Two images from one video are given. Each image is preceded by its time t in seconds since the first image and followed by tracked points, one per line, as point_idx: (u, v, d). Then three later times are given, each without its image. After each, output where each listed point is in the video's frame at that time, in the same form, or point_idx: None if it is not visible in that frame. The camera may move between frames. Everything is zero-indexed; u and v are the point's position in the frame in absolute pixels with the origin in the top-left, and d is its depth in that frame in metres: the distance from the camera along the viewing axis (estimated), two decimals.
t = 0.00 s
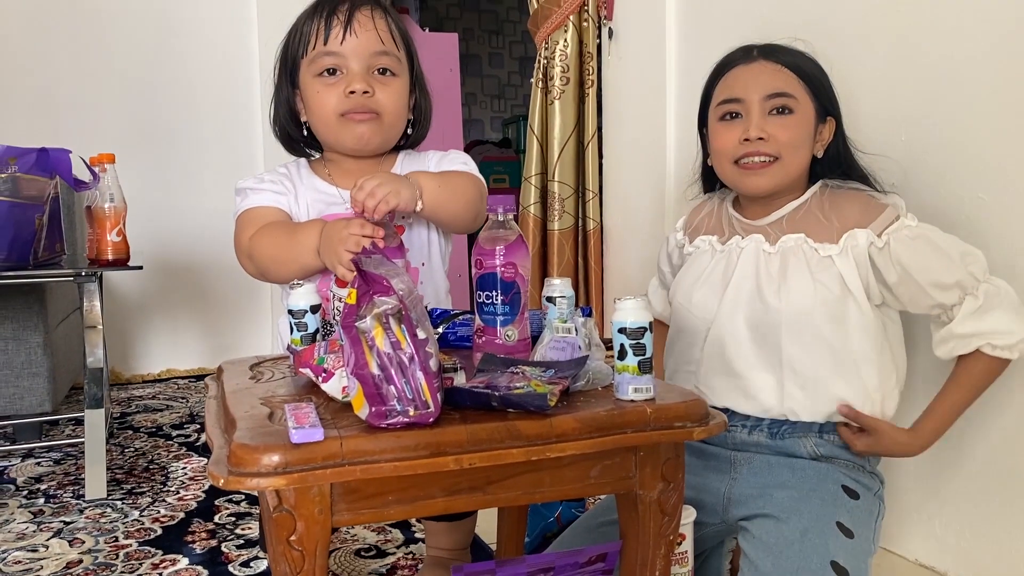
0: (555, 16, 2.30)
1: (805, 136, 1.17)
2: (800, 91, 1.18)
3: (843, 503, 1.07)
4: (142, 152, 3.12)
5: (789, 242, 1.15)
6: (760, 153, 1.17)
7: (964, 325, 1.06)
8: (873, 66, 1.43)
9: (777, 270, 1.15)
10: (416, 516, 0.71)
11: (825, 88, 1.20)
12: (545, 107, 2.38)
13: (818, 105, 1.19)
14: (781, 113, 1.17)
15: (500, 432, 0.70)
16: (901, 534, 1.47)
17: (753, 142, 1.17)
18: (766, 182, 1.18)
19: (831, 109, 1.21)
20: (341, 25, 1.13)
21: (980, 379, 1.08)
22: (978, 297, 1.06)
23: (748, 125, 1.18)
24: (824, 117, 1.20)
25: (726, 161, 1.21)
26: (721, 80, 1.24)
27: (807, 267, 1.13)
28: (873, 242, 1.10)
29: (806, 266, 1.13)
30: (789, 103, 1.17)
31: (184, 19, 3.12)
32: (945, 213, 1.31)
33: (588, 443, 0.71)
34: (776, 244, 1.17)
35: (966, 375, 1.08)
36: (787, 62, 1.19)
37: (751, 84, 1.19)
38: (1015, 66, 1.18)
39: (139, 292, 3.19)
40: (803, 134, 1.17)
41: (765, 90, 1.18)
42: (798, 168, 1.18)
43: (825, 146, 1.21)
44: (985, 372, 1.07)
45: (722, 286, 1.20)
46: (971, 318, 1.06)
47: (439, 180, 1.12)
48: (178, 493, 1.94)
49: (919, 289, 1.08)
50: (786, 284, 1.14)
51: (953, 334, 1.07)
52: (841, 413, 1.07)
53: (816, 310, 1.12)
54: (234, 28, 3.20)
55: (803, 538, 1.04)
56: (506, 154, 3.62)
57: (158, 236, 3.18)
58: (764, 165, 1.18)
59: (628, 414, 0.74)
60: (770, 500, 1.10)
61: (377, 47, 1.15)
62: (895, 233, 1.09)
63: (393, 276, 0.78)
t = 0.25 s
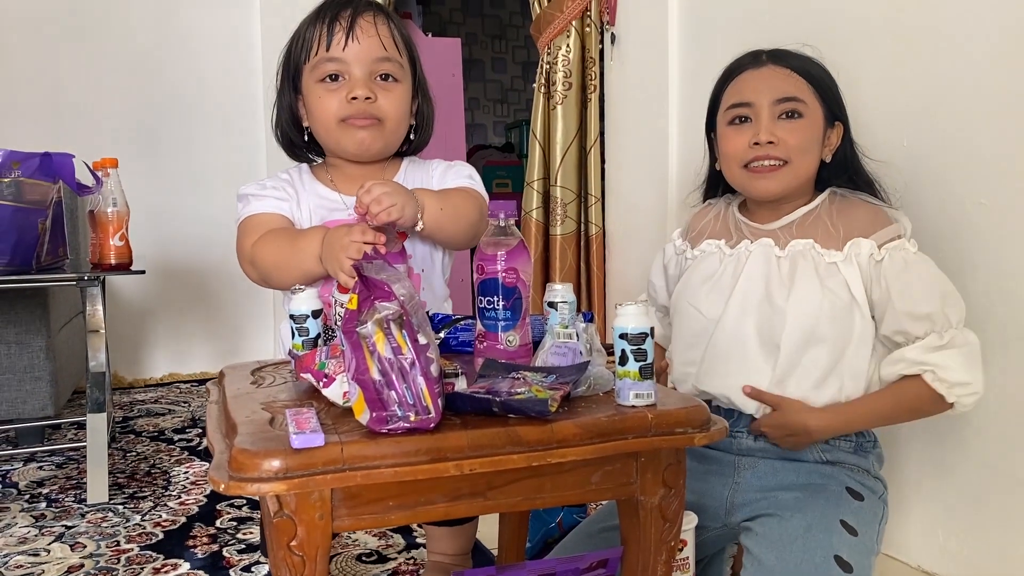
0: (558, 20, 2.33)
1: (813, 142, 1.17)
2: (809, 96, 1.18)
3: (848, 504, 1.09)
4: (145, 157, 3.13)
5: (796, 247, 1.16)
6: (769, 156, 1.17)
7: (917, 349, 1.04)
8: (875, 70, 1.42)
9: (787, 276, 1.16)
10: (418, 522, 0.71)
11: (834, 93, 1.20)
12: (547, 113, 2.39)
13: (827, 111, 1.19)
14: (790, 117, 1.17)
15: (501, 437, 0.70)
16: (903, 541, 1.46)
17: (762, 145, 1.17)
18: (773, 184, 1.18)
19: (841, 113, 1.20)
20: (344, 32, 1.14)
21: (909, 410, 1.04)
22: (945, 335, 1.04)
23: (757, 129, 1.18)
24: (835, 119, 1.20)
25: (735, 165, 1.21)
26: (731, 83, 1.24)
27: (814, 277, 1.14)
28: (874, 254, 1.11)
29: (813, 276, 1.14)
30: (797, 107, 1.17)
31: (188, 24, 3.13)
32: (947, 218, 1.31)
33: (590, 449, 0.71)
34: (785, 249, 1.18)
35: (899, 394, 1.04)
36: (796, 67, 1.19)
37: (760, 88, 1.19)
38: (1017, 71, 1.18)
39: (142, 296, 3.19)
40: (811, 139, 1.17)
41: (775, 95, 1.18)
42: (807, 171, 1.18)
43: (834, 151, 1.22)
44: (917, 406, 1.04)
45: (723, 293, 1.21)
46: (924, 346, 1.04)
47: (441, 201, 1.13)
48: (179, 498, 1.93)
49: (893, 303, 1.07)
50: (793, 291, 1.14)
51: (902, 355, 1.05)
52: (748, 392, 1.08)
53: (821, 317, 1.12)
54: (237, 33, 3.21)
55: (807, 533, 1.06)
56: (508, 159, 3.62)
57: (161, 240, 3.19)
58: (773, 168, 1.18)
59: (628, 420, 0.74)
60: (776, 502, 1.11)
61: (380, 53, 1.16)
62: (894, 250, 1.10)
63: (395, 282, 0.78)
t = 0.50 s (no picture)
0: (558, 25, 2.33)
1: (814, 146, 1.17)
2: (814, 100, 1.18)
3: (848, 502, 1.09)
4: (146, 160, 3.13)
5: (801, 257, 1.16)
6: (770, 157, 1.17)
7: (925, 362, 1.05)
8: (876, 75, 1.43)
9: (793, 285, 1.16)
10: (417, 527, 0.71)
11: (839, 101, 1.20)
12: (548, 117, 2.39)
13: (830, 116, 1.19)
14: (795, 120, 1.17)
15: (499, 441, 0.70)
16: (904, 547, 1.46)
17: (762, 146, 1.17)
18: (775, 185, 1.18)
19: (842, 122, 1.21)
20: (345, 36, 1.14)
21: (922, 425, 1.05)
22: (952, 344, 1.05)
23: (761, 129, 1.18)
24: (840, 126, 1.21)
25: (736, 165, 1.21)
26: (738, 84, 1.24)
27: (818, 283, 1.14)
28: (877, 264, 1.11)
29: (817, 283, 1.14)
30: (801, 111, 1.17)
31: (189, 29, 3.14)
32: (947, 222, 1.31)
33: (589, 453, 0.71)
34: (789, 258, 1.17)
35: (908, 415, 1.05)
36: (803, 71, 1.19)
37: (766, 89, 1.19)
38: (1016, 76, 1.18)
39: (143, 299, 3.19)
40: (813, 142, 1.17)
41: (780, 97, 1.18)
42: (810, 174, 1.18)
43: (837, 159, 1.22)
44: (930, 419, 1.04)
45: (727, 300, 1.20)
46: (932, 357, 1.05)
47: (439, 211, 1.12)
48: (179, 501, 1.93)
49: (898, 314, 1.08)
50: (800, 300, 1.14)
51: (911, 368, 1.06)
52: (777, 396, 1.09)
53: (828, 326, 1.12)
54: (239, 37, 3.21)
55: (807, 526, 1.06)
56: (509, 163, 3.62)
57: (162, 244, 3.19)
58: (774, 170, 1.18)
59: (627, 425, 0.74)
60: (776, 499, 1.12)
61: (382, 58, 1.16)
62: (898, 258, 1.10)
63: (394, 286, 0.78)
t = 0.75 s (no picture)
0: (557, 30, 2.32)
1: (810, 150, 1.17)
2: (810, 106, 1.18)
3: (848, 503, 1.09)
4: (146, 163, 3.13)
5: (803, 266, 1.16)
6: (764, 165, 1.17)
7: (922, 368, 1.06)
8: (874, 81, 1.43)
9: (795, 295, 1.16)
10: (414, 530, 0.71)
11: (842, 106, 1.20)
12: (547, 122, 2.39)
13: (829, 122, 1.19)
14: (789, 127, 1.17)
15: (496, 445, 0.70)
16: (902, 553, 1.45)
17: (756, 152, 1.18)
18: (770, 195, 1.18)
19: (843, 127, 1.21)
20: (350, 37, 1.15)
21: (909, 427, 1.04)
22: (949, 358, 1.07)
23: (756, 136, 1.18)
24: (840, 133, 1.20)
25: (733, 173, 1.21)
26: (736, 91, 1.25)
27: (821, 293, 1.14)
28: (880, 275, 1.11)
29: (820, 293, 1.14)
30: (795, 117, 1.17)
31: (189, 32, 3.15)
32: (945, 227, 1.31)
33: (586, 457, 0.71)
34: (791, 267, 1.17)
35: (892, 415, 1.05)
36: (801, 77, 1.19)
37: (762, 96, 1.19)
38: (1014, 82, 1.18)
39: (141, 302, 3.19)
40: (808, 147, 1.17)
41: (775, 104, 1.18)
42: (805, 181, 1.18)
43: (838, 166, 1.22)
44: (920, 422, 1.05)
45: (730, 309, 1.20)
46: (929, 365, 1.06)
47: (431, 218, 1.12)
48: (176, 505, 1.93)
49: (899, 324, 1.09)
50: (804, 308, 1.14)
51: (907, 372, 1.07)
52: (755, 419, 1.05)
53: (832, 334, 1.12)
54: (238, 41, 3.22)
55: (810, 525, 1.06)
56: (508, 167, 3.62)
57: (160, 247, 3.19)
58: (769, 178, 1.18)
59: (625, 428, 0.74)
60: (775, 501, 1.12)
61: (384, 60, 1.16)
62: (901, 272, 1.11)
63: (392, 290, 0.78)
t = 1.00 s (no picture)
0: (555, 36, 2.33)
1: (791, 158, 1.16)
2: (791, 113, 1.17)
3: (846, 508, 1.09)
4: (144, 167, 3.13)
5: (796, 272, 1.17)
6: (740, 173, 1.18)
7: (888, 362, 1.07)
8: (872, 87, 1.43)
9: (791, 299, 1.16)
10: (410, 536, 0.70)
11: (828, 108, 1.18)
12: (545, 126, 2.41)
13: (816, 129, 1.17)
14: (766, 135, 1.18)
15: (493, 451, 0.69)
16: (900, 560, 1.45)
17: (734, 161, 1.19)
18: (745, 203, 1.19)
19: (838, 130, 1.18)
20: (359, 45, 1.15)
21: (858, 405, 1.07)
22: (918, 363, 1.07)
23: (733, 145, 1.20)
24: (834, 137, 1.18)
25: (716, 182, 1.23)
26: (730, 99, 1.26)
27: (815, 298, 1.14)
28: (869, 279, 1.12)
29: (814, 298, 1.14)
30: (773, 124, 1.17)
31: (188, 36, 3.15)
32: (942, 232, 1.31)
33: (582, 463, 0.71)
34: (787, 272, 1.18)
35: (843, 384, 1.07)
36: (781, 83, 1.19)
37: (742, 106, 1.21)
38: (1013, 87, 1.17)
39: (138, 305, 3.19)
40: (787, 156, 1.16)
41: (753, 112, 1.19)
42: (781, 187, 1.17)
43: (832, 172, 1.19)
44: (869, 407, 1.06)
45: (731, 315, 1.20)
46: (895, 363, 1.07)
47: (428, 228, 1.11)
48: (172, 509, 1.92)
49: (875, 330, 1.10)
50: (797, 315, 1.15)
51: (874, 363, 1.09)
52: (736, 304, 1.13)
53: (825, 341, 1.13)
54: (237, 45, 3.21)
55: (809, 528, 1.07)
56: (507, 171, 3.63)
57: (158, 250, 3.19)
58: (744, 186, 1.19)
59: (622, 435, 0.74)
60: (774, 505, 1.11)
61: (392, 70, 1.16)
62: (889, 276, 1.12)
63: (388, 295, 0.78)
